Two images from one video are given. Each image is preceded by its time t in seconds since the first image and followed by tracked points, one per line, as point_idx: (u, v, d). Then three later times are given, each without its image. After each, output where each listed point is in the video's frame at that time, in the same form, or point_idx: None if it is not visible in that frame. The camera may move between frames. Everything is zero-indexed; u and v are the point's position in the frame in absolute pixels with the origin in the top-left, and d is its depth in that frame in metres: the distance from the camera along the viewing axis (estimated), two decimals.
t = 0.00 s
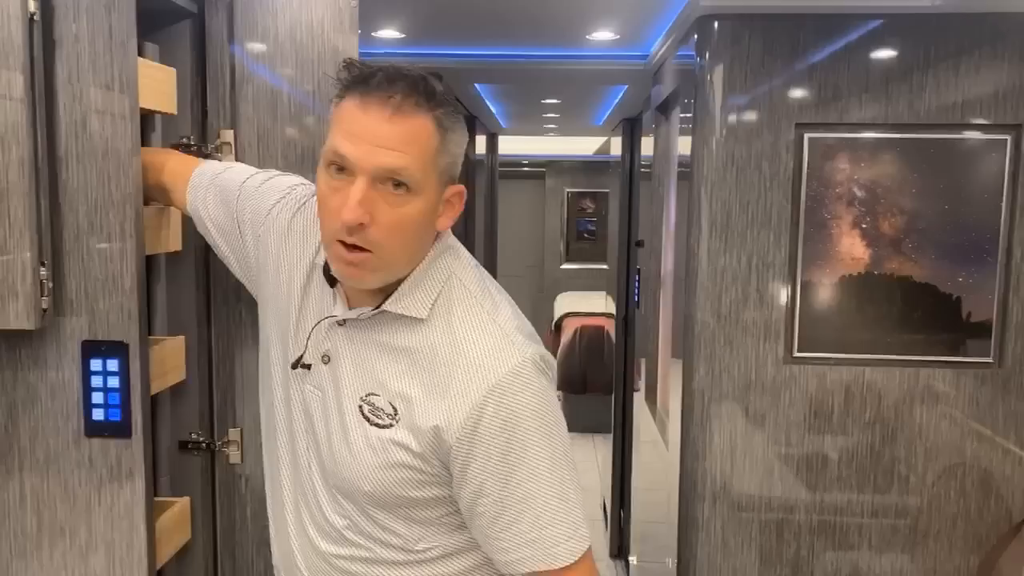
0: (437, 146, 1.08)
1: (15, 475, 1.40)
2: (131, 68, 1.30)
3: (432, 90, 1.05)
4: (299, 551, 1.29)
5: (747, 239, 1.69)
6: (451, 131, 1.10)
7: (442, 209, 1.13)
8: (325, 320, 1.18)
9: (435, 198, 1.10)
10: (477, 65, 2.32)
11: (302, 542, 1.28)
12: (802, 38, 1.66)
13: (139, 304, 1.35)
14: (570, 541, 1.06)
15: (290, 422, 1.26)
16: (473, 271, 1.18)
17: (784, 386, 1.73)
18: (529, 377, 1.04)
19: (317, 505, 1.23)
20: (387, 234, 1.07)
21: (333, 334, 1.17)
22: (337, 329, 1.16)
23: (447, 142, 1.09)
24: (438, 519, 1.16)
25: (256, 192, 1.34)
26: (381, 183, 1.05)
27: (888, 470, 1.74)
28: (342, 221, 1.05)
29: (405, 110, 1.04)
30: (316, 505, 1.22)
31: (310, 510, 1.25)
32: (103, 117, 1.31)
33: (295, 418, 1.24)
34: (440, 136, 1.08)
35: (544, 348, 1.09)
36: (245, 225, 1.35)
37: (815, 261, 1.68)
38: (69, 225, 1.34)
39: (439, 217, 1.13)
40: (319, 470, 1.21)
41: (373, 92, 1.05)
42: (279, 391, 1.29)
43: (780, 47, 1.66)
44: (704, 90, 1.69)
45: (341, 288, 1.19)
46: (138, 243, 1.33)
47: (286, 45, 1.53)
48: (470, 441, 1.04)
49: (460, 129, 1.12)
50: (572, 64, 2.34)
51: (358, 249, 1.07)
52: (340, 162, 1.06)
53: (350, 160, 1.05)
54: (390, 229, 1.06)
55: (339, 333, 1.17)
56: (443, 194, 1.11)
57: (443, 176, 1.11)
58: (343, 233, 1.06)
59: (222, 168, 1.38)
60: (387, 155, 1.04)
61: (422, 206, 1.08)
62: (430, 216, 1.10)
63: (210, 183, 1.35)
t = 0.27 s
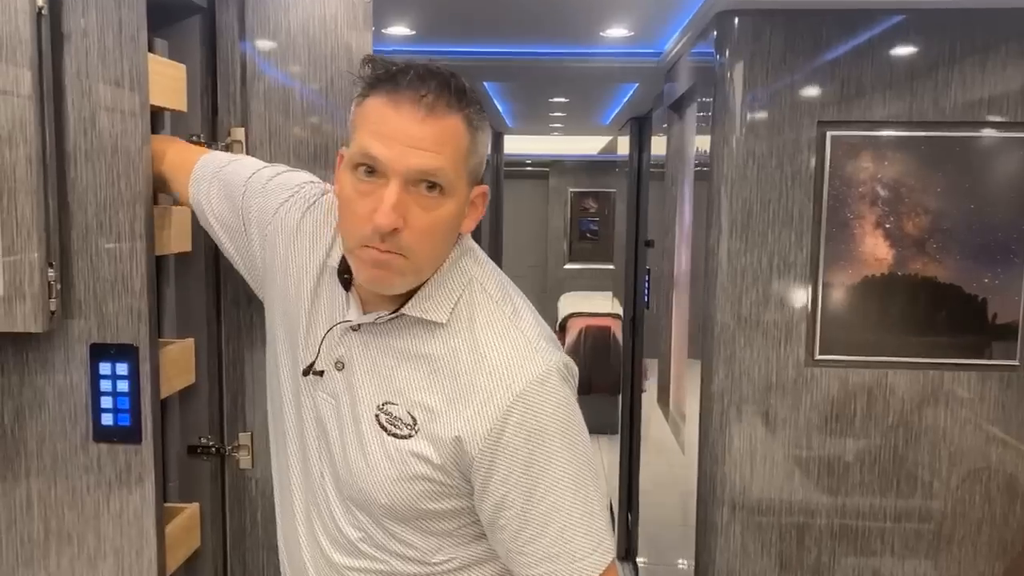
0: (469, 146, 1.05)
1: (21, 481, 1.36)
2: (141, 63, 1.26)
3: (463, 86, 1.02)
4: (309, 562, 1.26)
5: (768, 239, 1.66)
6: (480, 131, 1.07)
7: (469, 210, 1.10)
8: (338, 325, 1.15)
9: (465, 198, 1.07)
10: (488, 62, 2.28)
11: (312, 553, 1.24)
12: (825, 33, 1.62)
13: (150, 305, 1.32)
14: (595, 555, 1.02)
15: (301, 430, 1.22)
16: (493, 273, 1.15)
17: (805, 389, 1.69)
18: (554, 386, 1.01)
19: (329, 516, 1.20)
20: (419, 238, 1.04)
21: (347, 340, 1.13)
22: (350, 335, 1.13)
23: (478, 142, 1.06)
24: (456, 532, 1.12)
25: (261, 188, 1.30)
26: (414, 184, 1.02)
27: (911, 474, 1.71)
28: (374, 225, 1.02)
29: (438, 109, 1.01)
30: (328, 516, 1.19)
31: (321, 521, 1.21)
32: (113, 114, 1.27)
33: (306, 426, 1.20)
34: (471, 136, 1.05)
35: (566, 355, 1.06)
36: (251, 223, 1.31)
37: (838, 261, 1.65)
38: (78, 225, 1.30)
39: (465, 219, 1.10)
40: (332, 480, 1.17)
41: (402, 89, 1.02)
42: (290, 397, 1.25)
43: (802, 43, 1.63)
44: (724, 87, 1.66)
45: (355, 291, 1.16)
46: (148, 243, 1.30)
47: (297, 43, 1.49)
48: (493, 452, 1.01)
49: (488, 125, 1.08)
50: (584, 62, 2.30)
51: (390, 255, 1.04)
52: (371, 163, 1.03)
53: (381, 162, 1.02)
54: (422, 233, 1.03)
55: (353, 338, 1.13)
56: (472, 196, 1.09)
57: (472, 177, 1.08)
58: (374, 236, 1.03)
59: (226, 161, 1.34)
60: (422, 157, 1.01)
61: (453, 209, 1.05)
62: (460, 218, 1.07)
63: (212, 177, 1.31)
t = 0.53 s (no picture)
0: (479, 133, 1.02)
1: (26, 476, 1.34)
2: (148, 52, 1.23)
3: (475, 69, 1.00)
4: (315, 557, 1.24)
5: (782, 232, 1.64)
6: (492, 118, 1.04)
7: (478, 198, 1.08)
8: (345, 314, 1.12)
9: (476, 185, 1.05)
10: (493, 55, 2.25)
11: (317, 548, 1.23)
12: (840, 24, 1.60)
13: (157, 297, 1.29)
14: (604, 559, 0.99)
15: (308, 422, 1.21)
16: (505, 266, 1.13)
17: (818, 384, 1.67)
18: (562, 383, 0.98)
19: (333, 510, 1.18)
20: (427, 226, 1.01)
21: (354, 331, 1.11)
22: (357, 325, 1.11)
23: (489, 129, 1.04)
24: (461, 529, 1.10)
25: (276, 174, 1.28)
26: (423, 171, 1.00)
27: (926, 471, 1.68)
28: (382, 211, 1.00)
29: (448, 92, 0.99)
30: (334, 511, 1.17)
31: (327, 515, 1.19)
32: (119, 104, 1.25)
33: (312, 418, 1.19)
34: (482, 122, 1.02)
35: (578, 352, 1.04)
36: (264, 208, 1.29)
37: (853, 254, 1.63)
38: (84, 215, 1.28)
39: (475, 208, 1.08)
40: (337, 474, 1.16)
41: (411, 73, 0.99)
42: (298, 388, 1.24)
43: (817, 35, 1.61)
44: (737, 79, 1.64)
45: (361, 281, 1.14)
46: (155, 234, 1.27)
47: (302, 34, 1.46)
48: (500, 448, 0.99)
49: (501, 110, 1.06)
50: (592, 56, 2.26)
51: (397, 242, 1.02)
52: (380, 149, 1.01)
53: (389, 146, 1.00)
54: (430, 220, 1.01)
55: (360, 329, 1.11)
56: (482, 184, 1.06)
57: (483, 165, 1.05)
58: (382, 222, 1.01)
59: (242, 144, 1.32)
60: (431, 142, 0.99)
61: (462, 195, 1.03)
62: (470, 206, 1.05)
63: (227, 161, 1.30)
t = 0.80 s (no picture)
0: (479, 130, 1.02)
1: (23, 473, 1.34)
2: (145, 48, 1.23)
3: (475, 67, 1.00)
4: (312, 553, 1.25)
5: (781, 229, 1.64)
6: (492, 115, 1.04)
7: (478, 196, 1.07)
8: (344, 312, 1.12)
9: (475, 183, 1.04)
10: (491, 52, 2.24)
11: (313, 544, 1.23)
12: (838, 21, 1.60)
13: (154, 294, 1.29)
14: (597, 564, 0.98)
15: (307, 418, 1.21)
16: (504, 264, 1.12)
17: (817, 381, 1.67)
18: (559, 385, 0.97)
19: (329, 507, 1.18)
20: (426, 224, 1.01)
21: (352, 328, 1.11)
22: (355, 323, 1.10)
23: (489, 127, 1.03)
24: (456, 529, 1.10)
25: (280, 171, 1.28)
26: (421, 169, 1.00)
27: (925, 469, 1.68)
28: (380, 209, 1.00)
29: (447, 89, 0.98)
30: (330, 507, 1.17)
31: (324, 512, 1.19)
32: (115, 100, 1.24)
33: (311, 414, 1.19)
34: (483, 119, 1.02)
35: (575, 353, 1.02)
36: (266, 206, 1.29)
37: (851, 251, 1.62)
38: (80, 211, 1.27)
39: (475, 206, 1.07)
40: (334, 471, 1.15)
41: (410, 70, 0.99)
42: (297, 385, 1.24)
43: (815, 31, 1.60)
44: (736, 77, 1.63)
45: (359, 279, 1.14)
46: (151, 231, 1.26)
47: (300, 33, 1.46)
48: (494, 449, 0.98)
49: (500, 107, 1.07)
50: (590, 54, 2.25)
51: (395, 240, 1.01)
52: (378, 147, 1.01)
53: (388, 144, 1.00)
54: (428, 219, 1.01)
55: (358, 327, 1.10)
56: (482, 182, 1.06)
57: (484, 163, 1.05)
58: (380, 220, 1.00)
59: (244, 143, 1.32)
60: (430, 140, 0.98)
61: (461, 194, 1.02)
62: (469, 203, 1.04)
63: (230, 159, 1.29)
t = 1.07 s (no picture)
0: (464, 127, 1.02)
1: (21, 471, 1.35)
2: (142, 49, 1.24)
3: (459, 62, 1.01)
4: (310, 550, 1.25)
5: (775, 229, 1.65)
6: (480, 113, 1.04)
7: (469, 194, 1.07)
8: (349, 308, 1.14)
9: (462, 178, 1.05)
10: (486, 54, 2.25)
11: (311, 539, 1.24)
12: (831, 23, 1.61)
13: (150, 294, 1.29)
14: (586, 560, 1.00)
15: (310, 414, 1.21)
16: (504, 263, 1.13)
17: (810, 380, 1.68)
18: (553, 382, 0.99)
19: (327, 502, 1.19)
20: (409, 218, 1.02)
21: (354, 325, 1.12)
22: (358, 319, 1.12)
23: (476, 124, 1.04)
24: (452, 526, 1.11)
25: (293, 174, 1.29)
26: (404, 163, 1.01)
27: (917, 467, 1.69)
28: (362, 202, 1.01)
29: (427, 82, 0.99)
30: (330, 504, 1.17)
31: (323, 507, 1.20)
32: (113, 102, 1.25)
33: (313, 410, 1.20)
34: (467, 116, 1.02)
35: (571, 352, 1.04)
36: (279, 208, 1.31)
37: (843, 251, 1.64)
38: (78, 212, 1.28)
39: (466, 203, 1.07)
40: (335, 466, 1.16)
41: (397, 68, 1.01)
42: (301, 381, 1.25)
43: (808, 33, 1.61)
44: (728, 78, 1.65)
45: (364, 276, 1.15)
46: (148, 231, 1.27)
47: (296, 34, 1.47)
48: (489, 444, 0.99)
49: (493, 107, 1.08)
50: (585, 56, 2.27)
51: (379, 232, 1.03)
52: (363, 142, 1.02)
53: (371, 139, 1.01)
54: (410, 212, 1.02)
55: (361, 323, 1.12)
56: (471, 179, 1.06)
57: (472, 160, 1.05)
58: (363, 213, 1.02)
59: (253, 153, 1.34)
60: (410, 134, 0.99)
61: (445, 189, 1.03)
62: (456, 198, 1.05)
63: (242, 162, 1.31)
